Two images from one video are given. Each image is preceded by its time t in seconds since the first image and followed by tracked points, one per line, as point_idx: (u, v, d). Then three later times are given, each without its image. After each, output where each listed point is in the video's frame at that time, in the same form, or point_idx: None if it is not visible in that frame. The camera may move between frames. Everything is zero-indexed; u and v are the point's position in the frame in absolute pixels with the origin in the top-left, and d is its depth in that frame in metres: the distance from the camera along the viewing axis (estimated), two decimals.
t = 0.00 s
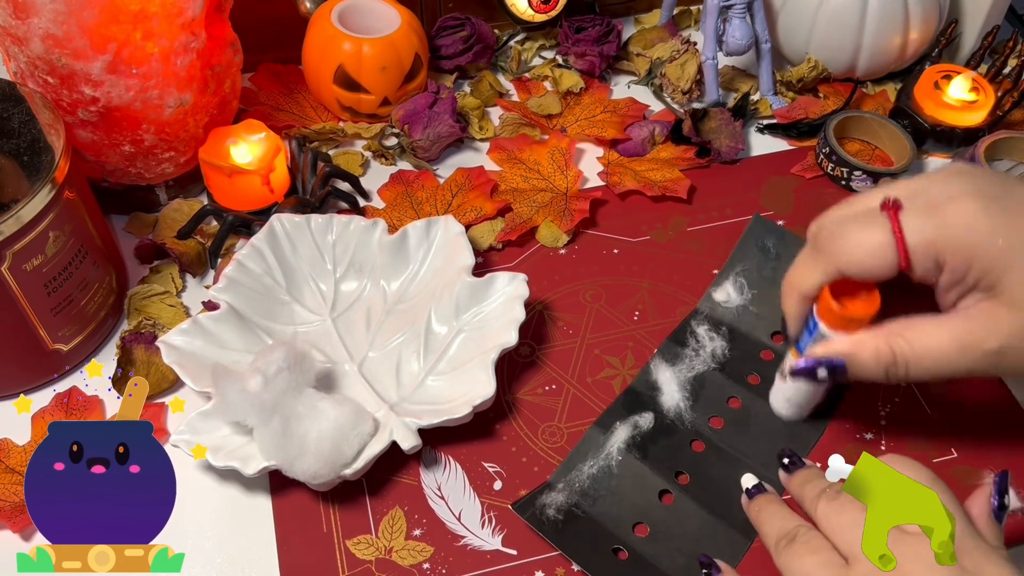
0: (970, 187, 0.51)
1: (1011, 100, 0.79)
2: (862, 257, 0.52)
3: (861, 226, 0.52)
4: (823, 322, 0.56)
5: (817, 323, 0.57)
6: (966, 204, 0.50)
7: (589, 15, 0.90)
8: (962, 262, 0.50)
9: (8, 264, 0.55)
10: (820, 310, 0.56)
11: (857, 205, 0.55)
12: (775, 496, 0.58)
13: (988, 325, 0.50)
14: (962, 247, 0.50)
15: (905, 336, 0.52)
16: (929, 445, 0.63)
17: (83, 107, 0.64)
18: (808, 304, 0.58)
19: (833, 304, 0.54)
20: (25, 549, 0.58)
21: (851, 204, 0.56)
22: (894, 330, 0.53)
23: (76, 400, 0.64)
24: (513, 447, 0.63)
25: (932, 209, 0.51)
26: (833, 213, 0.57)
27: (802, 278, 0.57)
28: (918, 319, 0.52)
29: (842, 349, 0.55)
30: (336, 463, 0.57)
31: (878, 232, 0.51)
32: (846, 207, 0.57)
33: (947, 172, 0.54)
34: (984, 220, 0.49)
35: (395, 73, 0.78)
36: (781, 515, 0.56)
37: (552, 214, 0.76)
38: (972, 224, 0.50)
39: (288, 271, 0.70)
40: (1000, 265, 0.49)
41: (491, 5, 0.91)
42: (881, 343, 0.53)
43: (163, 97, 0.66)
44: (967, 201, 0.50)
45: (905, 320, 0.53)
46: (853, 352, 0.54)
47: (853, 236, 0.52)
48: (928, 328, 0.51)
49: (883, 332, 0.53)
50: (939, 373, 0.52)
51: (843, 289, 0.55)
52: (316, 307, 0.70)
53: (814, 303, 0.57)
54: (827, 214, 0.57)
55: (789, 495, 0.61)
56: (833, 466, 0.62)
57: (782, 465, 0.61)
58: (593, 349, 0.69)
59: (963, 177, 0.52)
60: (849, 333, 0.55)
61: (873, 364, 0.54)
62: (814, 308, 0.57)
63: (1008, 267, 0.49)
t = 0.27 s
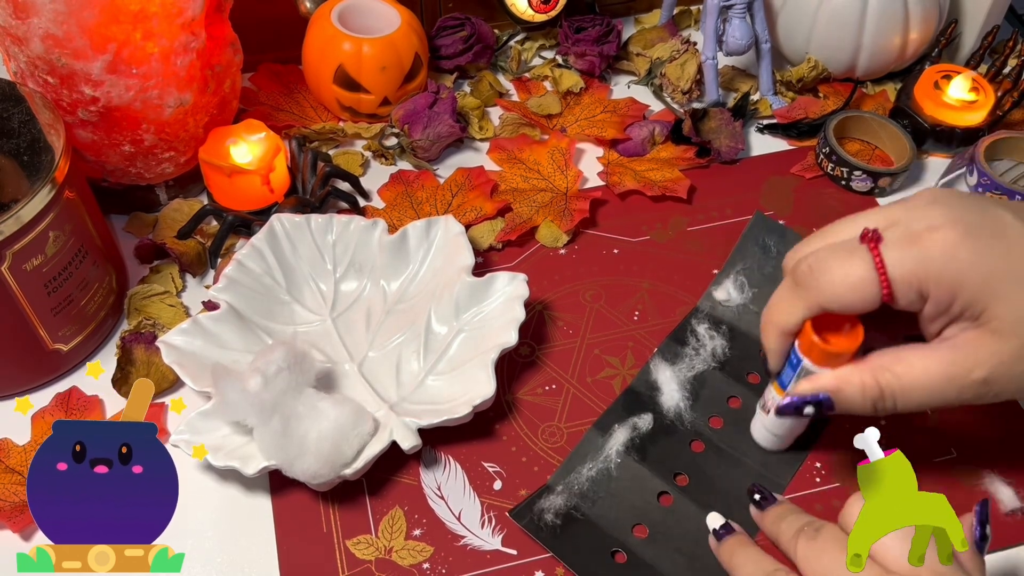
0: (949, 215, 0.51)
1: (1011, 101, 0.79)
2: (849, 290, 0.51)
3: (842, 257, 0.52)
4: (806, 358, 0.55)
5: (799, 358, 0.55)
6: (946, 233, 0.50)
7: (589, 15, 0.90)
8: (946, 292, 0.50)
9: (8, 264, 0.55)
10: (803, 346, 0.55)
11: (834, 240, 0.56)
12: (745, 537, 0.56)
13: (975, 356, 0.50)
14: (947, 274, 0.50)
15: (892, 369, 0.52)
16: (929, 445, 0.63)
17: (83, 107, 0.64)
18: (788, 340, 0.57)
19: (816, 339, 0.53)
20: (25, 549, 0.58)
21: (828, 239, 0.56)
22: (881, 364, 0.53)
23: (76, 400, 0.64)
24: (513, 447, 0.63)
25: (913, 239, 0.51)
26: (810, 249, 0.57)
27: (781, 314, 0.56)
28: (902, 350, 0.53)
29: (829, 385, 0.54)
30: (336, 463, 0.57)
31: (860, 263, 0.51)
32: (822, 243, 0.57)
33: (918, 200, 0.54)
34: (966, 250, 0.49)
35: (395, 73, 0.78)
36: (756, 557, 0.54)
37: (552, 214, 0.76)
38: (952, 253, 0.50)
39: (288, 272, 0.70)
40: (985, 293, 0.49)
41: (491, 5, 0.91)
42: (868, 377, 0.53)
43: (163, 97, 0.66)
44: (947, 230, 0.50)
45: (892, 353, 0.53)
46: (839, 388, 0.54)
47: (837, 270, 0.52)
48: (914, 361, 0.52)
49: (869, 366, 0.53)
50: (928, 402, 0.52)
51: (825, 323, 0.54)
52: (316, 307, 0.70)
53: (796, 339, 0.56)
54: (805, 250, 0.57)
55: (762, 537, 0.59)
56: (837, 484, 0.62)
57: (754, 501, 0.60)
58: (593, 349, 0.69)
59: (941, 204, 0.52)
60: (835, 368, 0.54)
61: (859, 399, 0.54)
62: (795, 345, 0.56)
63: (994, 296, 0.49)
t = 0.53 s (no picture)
0: (954, 228, 0.46)
1: (1011, 100, 0.79)
2: (853, 315, 0.47)
3: (845, 281, 0.47)
4: (821, 384, 0.52)
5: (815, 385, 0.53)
6: (952, 249, 0.45)
7: (588, 15, 0.90)
8: (957, 309, 0.46)
9: (8, 264, 0.55)
10: (816, 370, 0.52)
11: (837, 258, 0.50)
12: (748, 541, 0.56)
13: (990, 373, 0.46)
14: (955, 292, 0.45)
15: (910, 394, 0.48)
16: (929, 445, 0.63)
17: (83, 107, 0.64)
18: (801, 367, 0.53)
19: (829, 365, 0.51)
20: (25, 549, 0.58)
21: (831, 256, 0.50)
22: (896, 387, 0.49)
23: (76, 400, 0.64)
24: (513, 447, 0.63)
25: (918, 257, 0.46)
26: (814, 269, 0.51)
27: (790, 340, 0.52)
28: (917, 370, 0.49)
29: (845, 413, 0.51)
30: (336, 463, 0.57)
31: (866, 287, 0.46)
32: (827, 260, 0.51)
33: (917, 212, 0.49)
34: (973, 264, 0.45)
35: (395, 73, 0.78)
36: (757, 562, 0.54)
37: (552, 214, 0.76)
38: (960, 271, 0.45)
39: (288, 271, 0.69)
40: (996, 309, 0.45)
41: (491, 5, 0.91)
42: (884, 401, 0.49)
43: (163, 97, 0.66)
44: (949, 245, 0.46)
45: (907, 375, 0.49)
46: (855, 415, 0.51)
47: (841, 296, 0.47)
48: (931, 380, 0.48)
49: (885, 391, 0.49)
50: (948, 424, 0.48)
51: (838, 346, 0.52)
52: (317, 307, 0.70)
53: (808, 365, 0.53)
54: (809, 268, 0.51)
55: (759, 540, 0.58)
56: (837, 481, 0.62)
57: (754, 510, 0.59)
58: (593, 349, 0.69)
59: (942, 217, 0.47)
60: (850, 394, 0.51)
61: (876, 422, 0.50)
62: (808, 370, 0.53)
63: (1006, 310, 0.45)
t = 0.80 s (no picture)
0: (946, 201, 0.50)
1: (1011, 100, 0.79)
2: (846, 281, 0.50)
3: (839, 246, 0.50)
4: (810, 348, 0.54)
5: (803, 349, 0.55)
6: (944, 219, 0.49)
7: (588, 15, 0.90)
8: (946, 277, 0.49)
9: (8, 264, 0.55)
10: (806, 335, 0.54)
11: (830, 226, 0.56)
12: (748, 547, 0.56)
13: (975, 342, 0.50)
14: (944, 262, 0.49)
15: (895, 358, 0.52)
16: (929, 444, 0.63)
17: (83, 107, 0.64)
18: (791, 332, 0.56)
19: (818, 330, 0.53)
20: (25, 549, 0.58)
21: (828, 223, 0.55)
22: (881, 354, 0.53)
23: (76, 400, 0.64)
24: (513, 447, 0.63)
25: (912, 226, 0.49)
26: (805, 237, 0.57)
27: (781, 304, 0.55)
28: (905, 339, 0.53)
29: (832, 375, 0.54)
30: (336, 463, 0.57)
31: (859, 253, 0.50)
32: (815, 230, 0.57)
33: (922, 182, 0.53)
34: (964, 235, 0.49)
35: (395, 73, 0.78)
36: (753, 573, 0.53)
37: (552, 214, 0.76)
38: (951, 240, 0.48)
39: (288, 271, 0.69)
40: (983, 280, 0.49)
41: (491, 5, 0.91)
42: (870, 366, 0.53)
43: (163, 97, 0.66)
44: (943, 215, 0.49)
45: (891, 342, 0.53)
46: (841, 380, 0.54)
47: (834, 261, 0.50)
48: (914, 346, 0.52)
49: (870, 356, 0.53)
50: (930, 390, 0.53)
51: (828, 313, 0.53)
52: (316, 307, 0.70)
53: (800, 330, 0.55)
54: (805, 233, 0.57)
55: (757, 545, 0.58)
56: (831, 459, 0.62)
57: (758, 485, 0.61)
58: (593, 349, 0.69)
59: (938, 190, 0.51)
60: (838, 357, 0.54)
61: (864, 387, 0.54)
62: (799, 335, 0.55)
63: (993, 282, 0.49)
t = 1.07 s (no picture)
0: (886, 272, 0.47)
1: (1011, 100, 0.79)
2: (788, 360, 0.46)
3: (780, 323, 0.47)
4: (755, 434, 0.50)
5: (747, 435, 0.51)
6: (884, 293, 0.46)
7: (589, 15, 0.90)
8: (892, 353, 0.46)
9: (8, 264, 0.55)
10: (749, 420, 0.50)
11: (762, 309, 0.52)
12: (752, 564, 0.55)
13: (926, 417, 0.47)
14: (890, 338, 0.45)
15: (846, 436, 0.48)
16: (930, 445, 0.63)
17: (83, 107, 0.64)
18: (732, 417, 0.52)
19: (762, 415, 0.49)
20: (25, 549, 0.58)
21: (764, 299, 0.52)
22: (830, 433, 0.49)
23: (76, 400, 0.64)
24: (513, 447, 0.63)
25: (850, 302, 0.46)
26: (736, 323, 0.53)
27: (720, 388, 0.51)
28: (848, 416, 0.49)
29: (779, 461, 0.50)
30: (336, 463, 0.57)
31: (797, 332, 0.46)
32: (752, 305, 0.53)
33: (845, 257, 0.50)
34: (906, 308, 0.45)
35: (395, 73, 0.78)
36: None
37: (552, 214, 0.76)
38: (893, 314, 0.45)
39: (288, 272, 0.69)
40: (931, 354, 0.45)
41: (491, 5, 0.91)
42: (820, 447, 0.49)
43: (163, 97, 0.66)
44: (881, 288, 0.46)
45: (840, 419, 0.49)
46: (790, 464, 0.50)
47: (774, 341, 0.47)
48: (861, 424, 0.48)
49: (819, 436, 0.49)
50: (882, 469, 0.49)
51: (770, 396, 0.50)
52: (316, 307, 0.70)
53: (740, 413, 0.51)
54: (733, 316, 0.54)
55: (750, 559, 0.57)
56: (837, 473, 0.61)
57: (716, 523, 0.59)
58: (593, 349, 0.69)
59: (875, 260, 0.48)
60: (784, 442, 0.50)
61: (813, 468, 0.50)
62: (741, 419, 0.51)
63: (939, 356, 0.45)
